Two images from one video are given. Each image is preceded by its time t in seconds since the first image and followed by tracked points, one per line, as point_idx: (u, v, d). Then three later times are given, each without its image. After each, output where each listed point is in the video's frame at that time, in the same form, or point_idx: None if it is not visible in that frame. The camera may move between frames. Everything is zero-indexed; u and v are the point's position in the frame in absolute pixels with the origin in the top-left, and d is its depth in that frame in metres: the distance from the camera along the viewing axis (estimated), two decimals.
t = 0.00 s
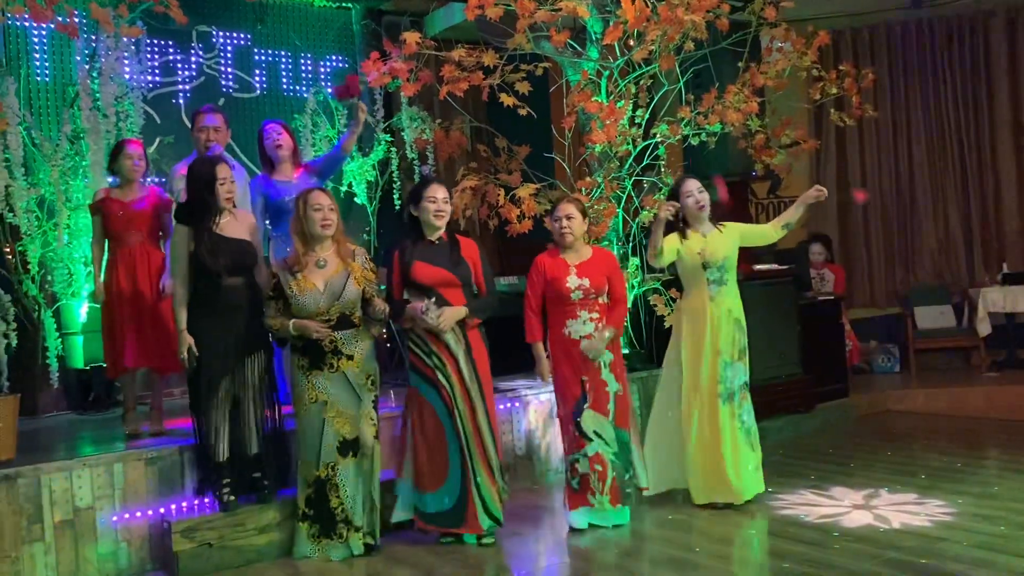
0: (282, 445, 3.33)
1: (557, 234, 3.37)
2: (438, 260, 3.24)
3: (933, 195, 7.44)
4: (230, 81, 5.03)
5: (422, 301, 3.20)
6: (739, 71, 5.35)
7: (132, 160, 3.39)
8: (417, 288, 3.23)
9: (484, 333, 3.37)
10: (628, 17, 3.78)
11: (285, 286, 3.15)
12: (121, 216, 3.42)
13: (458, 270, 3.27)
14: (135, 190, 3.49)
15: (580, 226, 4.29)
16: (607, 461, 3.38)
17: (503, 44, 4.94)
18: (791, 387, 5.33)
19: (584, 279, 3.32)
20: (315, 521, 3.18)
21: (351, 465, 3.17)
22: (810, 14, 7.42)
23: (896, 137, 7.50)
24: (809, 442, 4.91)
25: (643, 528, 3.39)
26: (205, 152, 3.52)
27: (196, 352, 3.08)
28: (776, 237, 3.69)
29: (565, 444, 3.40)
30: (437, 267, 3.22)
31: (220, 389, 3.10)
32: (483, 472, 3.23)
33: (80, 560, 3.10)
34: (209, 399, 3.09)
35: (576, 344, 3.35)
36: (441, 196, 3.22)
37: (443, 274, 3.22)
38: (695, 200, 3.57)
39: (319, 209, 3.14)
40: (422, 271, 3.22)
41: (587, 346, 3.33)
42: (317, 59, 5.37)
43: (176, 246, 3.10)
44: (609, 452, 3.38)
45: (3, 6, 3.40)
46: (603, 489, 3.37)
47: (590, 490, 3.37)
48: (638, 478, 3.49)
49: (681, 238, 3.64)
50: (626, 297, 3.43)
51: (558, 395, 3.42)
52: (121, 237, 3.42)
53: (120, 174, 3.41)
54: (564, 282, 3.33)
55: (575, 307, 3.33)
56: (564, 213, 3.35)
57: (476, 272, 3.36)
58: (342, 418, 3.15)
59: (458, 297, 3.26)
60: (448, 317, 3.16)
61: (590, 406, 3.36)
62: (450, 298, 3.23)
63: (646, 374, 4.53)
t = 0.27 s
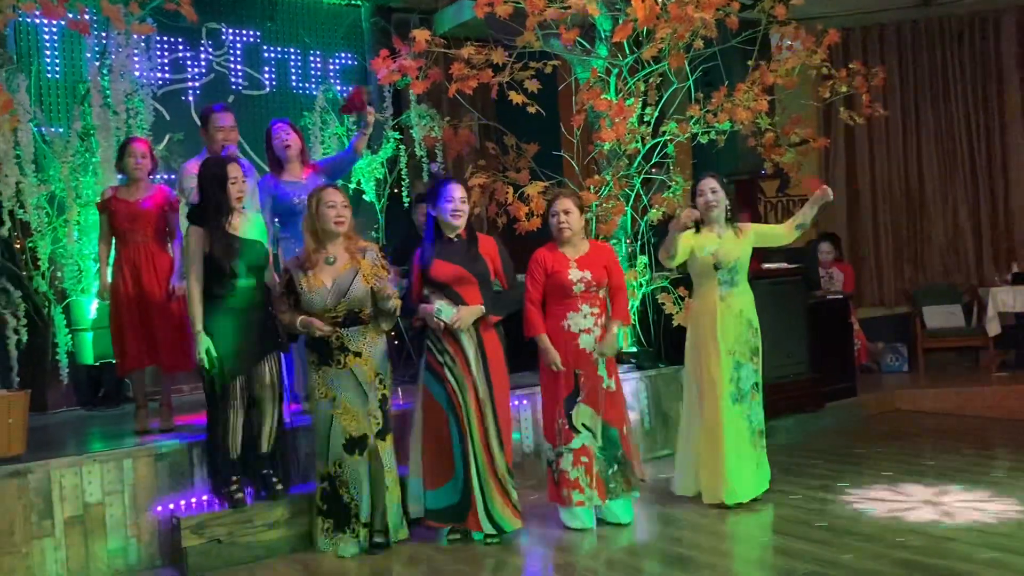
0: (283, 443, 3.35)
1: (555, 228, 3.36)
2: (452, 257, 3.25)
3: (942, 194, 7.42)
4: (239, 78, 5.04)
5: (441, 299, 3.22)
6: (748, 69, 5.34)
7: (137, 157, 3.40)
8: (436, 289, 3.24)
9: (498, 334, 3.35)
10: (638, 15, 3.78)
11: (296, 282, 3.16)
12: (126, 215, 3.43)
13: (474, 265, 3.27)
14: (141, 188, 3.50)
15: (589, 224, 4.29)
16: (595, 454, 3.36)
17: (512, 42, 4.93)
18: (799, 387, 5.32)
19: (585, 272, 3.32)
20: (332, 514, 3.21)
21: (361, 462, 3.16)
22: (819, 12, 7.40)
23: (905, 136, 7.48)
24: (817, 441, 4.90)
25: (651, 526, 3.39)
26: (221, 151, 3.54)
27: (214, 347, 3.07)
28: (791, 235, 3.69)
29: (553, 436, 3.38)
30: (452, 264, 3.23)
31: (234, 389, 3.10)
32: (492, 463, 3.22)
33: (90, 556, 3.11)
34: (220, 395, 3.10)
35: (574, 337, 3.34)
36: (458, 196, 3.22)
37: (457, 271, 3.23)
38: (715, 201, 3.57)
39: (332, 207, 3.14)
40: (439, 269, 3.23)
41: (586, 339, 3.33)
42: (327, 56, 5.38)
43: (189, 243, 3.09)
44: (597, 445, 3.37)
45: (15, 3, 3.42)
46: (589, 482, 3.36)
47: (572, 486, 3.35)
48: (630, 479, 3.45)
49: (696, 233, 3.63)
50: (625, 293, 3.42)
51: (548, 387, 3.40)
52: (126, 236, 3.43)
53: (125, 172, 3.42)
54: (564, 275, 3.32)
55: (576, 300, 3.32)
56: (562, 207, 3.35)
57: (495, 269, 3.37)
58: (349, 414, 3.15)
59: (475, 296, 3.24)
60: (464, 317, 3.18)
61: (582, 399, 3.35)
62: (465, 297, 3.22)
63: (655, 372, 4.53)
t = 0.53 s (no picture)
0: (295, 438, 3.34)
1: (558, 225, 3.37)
2: (463, 254, 3.24)
3: (954, 193, 7.39)
4: (251, 75, 5.04)
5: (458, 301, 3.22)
6: (760, 67, 5.32)
7: (141, 152, 3.39)
8: (453, 291, 3.24)
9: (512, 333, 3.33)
10: (650, 12, 3.77)
11: (318, 276, 3.20)
12: (130, 213, 3.43)
13: (485, 262, 3.26)
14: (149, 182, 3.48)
15: (599, 221, 4.28)
16: (596, 451, 3.39)
17: (524, 39, 4.93)
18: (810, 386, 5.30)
19: (589, 267, 3.35)
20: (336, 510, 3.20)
21: (368, 459, 3.17)
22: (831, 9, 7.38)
23: (918, 134, 7.44)
24: (827, 440, 4.89)
25: (661, 524, 3.38)
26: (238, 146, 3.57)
27: (230, 342, 3.09)
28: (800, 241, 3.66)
29: (553, 432, 3.41)
30: (464, 263, 3.22)
31: (244, 384, 3.11)
32: (505, 463, 3.23)
33: (101, 549, 3.12)
34: (231, 389, 3.10)
35: (577, 333, 3.36)
36: (473, 194, 3.21)
37: (468, 271, 3.22)
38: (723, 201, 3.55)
39: (352, 203, 3.15)
40: (451, 268, 3.23)
41: (590, 334, 3.35)
42: (338, 52, 5.38)
43: (203, 234, 3.10)
44: (598, 442, 3.40)
45: None
46: (590, 478, 3.39)
47: (571, 481, 3.39)
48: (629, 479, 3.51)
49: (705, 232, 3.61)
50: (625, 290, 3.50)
51: (549, 383, 3.43)
52: (130, 233, 3.45)
53: (130, 167, 3.42)
54: (568, 270, 3.34)
55: (580, 295, 3.35)
56: (564, 202, 3.36)
57: (504, 265, 3.31)
58: (360, 412, 3.16)
59: (485, 295, 3.23)
60: (474, 317, 3.15)
61: (584, 395, 3.37)
62: (477, 297, 3.22)
63: (666, 370, 4.52)
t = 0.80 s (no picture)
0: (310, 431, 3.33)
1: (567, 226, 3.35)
2: (469, 250, 3.25)
3: (964, 193, 7.36)
4: (260, 72, 5.06)
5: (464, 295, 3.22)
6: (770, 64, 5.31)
7: (145, 149, 3.38)
8: (459, 284, 3.25)
9: (518, 329, 3.31)
10: (659, 10, 3.76)
11: (333, 268, 3.21)
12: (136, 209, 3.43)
13: (492, 260, 3.26)
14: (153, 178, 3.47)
15: (608, 219, 4.27)
16: (608, 454, 3.38)
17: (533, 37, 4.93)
18: (819, 385, 5.29)
19: (599, 271, 3.34)
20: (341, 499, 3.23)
21: (378, 453, 3.18)
22: (841, 8, 7.36)
23: (928, 133, 7.42)
24: (836, 440, 4.87)
25: (667, 523, 3.37)
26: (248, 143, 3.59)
27: (233, 338, 3.09)
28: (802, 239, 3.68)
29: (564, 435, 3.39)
30: (471, 258, 3.24)
31: (252, 378, 3.13)
32: (512, 461, 3.24)
33: (109, 545, 3.12)
34: (239, 383, 3.12)
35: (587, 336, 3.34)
36: (480, 188, 3.21)
37: (475, 266, 3.23)
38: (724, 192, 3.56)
39: (365, 197, 3.15)
40: (458, 261, 3.24)
41: (601, 338, 3.34)
42: (346, 50, 5.39)
43: (212, 230, 3.11)
44: (609, 446, 3.39)
45: None
46: (601, 482, 3.38)
47: (585, 485, 3.37)
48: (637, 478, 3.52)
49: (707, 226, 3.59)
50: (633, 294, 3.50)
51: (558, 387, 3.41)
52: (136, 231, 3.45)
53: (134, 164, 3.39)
54: (579, 275, 3.32)
55: (590, 299, 3.33)
56: (573, 206, 3.34)
57: (510, 261, 3.33)
58: (369, 407, 3.16)
59: (491, 288, 3.22)
60: (476, 310, 3.13)
61: (595, 399, 3.36)
62: (483, 290, 3.21)
63: (674, 369, 4.51)
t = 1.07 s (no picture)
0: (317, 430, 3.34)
1: (583, 217, 3.35)
2: (479, 251, 3.24)
3: (976, 193, 7.35)
4: (270, 69, 5.06)
5: (470, 296, 3.22)
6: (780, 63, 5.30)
7: (161, 145, 3.37)
8: (463, 284, 3.23)
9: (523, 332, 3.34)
10: (670, 7, 3.75)
11: (343, 263, 3.17)
12: (153, 205, 3.43)
13: (501, 257, 3.26)
14: (164, 177, 3.48)
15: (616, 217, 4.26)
16: (627, 443, 3.37)
17: (543, 34, 4.92)
18: (827, 385, 5.28)
19: (614, 262, 3.33)
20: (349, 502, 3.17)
21: (388, 452, 3.17)
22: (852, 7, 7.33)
23: (940, 133, 7.38)
24: (845, 439, 4.86)
25: (674, 521, 3.37)
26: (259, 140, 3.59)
27: (236, 334, 3.11)
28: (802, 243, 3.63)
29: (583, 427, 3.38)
30: (482, 260, 3.23)
31: (262, 374, 3.12)
32: (520, 457, 3.23)
33: (118, 540, 3.14)
34: (248, 381, 3.11)
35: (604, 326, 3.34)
36: (485, 190, 3.22)
37: (486, 267, 3.22)
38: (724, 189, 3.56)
39: (377, 194, 3.15)
40: (467, 263, 3.23)
41: (617, 328, 3.33)
42: (356, 47, 5.39)
43: (218, 228, 3.14)
44: (629, 436, 3.37)
45: None
46: (620, 472, 3.37)
47: (602, 476, 3.34)
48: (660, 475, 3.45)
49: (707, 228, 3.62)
50: (653, 292, 3.45)
51: (578, 377, 3.41)
52: (151, 226, 3.43)
53: (150, 160, 3.40)
54: (594, 266, 3.32)
55: (606, 290, 3.33)
56: (589, 197, 3.34)
57: (521, 263, 3.33)
58: (380, 403, 3.15)
59: (499, 290, 3.25)
60: (484, 314, 3.17)
61: (613, 389, 3.35)
62: (491, 292, 3.23)
63: (682, 367, 4.51)
